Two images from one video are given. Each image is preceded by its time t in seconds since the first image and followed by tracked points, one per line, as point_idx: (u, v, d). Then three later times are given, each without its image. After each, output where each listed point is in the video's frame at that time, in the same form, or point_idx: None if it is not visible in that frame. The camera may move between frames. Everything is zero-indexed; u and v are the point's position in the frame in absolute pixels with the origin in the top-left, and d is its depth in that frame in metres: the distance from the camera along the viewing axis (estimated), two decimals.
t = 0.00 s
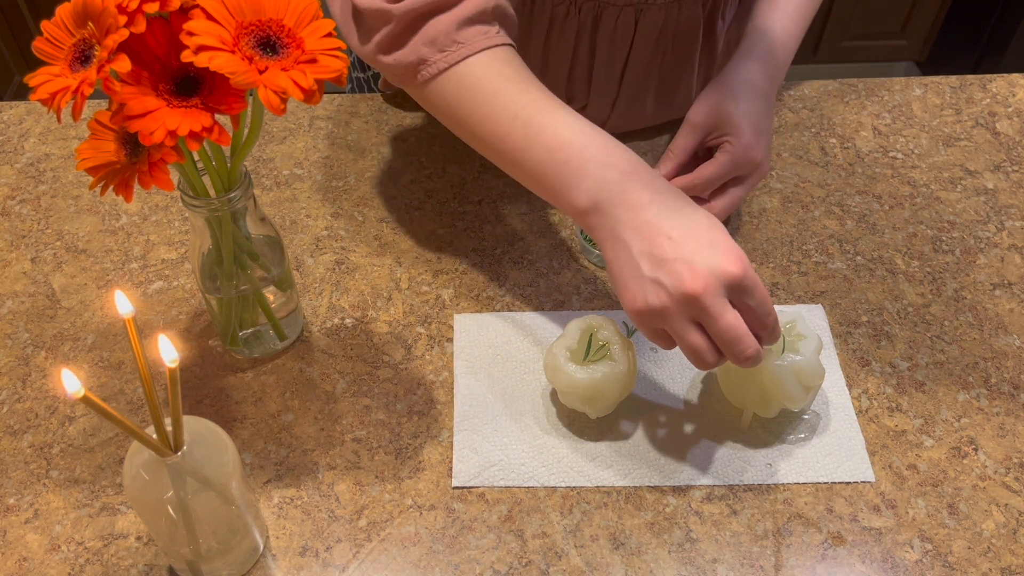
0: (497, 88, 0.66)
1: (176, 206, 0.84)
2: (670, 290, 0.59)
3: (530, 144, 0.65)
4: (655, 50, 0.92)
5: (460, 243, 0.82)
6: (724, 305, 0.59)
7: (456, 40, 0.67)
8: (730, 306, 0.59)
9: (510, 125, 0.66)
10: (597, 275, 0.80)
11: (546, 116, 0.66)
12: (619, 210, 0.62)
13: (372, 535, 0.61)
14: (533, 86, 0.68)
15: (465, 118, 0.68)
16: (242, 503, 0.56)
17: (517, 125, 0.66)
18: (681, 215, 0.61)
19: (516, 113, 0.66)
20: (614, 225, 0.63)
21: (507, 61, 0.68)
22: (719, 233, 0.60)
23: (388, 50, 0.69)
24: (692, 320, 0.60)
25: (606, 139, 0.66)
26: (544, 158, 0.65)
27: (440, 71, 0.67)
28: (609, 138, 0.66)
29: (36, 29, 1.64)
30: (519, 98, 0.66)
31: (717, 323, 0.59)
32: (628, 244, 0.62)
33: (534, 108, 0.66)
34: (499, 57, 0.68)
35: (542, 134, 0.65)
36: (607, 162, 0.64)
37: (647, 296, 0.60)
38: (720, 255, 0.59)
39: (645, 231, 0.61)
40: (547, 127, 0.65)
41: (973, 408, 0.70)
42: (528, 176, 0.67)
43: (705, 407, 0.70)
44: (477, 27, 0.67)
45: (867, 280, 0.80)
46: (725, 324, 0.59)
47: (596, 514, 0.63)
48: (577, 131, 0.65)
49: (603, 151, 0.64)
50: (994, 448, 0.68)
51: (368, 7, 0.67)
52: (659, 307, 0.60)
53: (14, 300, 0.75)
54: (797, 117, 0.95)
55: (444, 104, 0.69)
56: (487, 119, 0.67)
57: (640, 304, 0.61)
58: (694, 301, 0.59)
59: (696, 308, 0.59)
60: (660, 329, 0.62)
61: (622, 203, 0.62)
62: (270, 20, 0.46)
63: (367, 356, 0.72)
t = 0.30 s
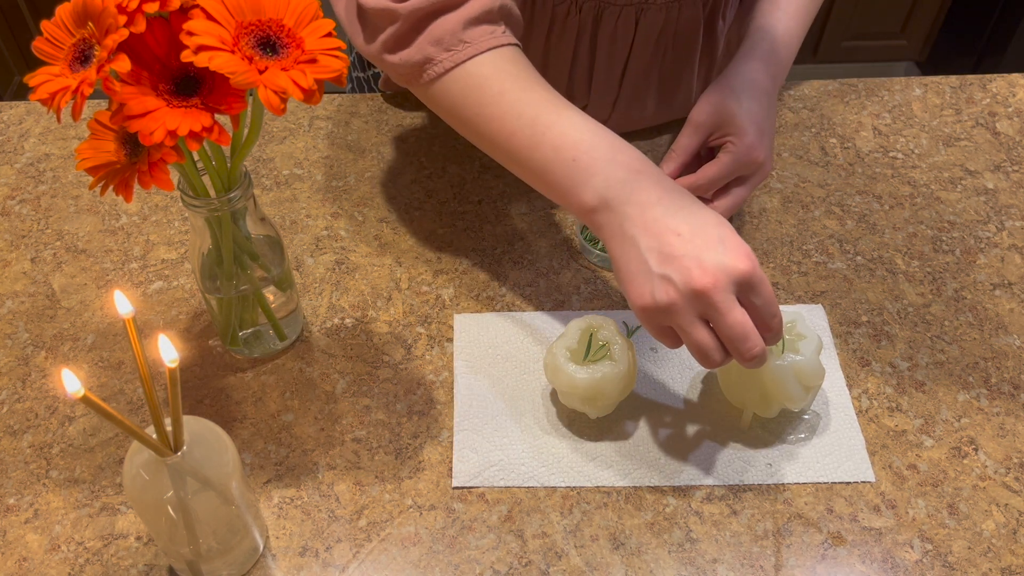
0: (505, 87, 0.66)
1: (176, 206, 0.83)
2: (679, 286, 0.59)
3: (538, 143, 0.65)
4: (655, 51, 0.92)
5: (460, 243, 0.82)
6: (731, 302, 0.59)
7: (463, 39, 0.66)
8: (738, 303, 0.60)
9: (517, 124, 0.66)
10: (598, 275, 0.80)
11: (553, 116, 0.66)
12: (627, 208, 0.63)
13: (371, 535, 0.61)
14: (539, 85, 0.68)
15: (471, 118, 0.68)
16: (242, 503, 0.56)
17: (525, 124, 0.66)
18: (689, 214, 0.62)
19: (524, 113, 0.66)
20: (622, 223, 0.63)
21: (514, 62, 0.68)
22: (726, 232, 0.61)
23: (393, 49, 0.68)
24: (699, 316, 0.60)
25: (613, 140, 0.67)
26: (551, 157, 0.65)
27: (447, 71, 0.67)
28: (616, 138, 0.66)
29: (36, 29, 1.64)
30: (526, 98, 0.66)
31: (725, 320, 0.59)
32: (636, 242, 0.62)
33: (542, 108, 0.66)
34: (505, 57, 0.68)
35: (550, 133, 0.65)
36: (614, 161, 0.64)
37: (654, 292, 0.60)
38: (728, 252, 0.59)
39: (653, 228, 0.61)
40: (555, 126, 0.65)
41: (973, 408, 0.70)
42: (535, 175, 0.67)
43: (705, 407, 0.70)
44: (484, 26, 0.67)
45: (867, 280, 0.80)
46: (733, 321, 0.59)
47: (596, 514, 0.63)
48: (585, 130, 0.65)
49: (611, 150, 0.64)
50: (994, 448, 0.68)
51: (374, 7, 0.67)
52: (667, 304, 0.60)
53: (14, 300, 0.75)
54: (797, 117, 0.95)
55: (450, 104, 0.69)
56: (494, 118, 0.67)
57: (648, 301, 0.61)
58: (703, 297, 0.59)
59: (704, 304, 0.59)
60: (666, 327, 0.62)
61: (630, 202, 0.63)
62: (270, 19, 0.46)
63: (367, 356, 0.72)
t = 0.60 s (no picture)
0: (509, 87, 0.66)
1: (176, 206, 0.84)
2: (679, 285, 0.59)
3: (541, 143, 0.65)
4: (656, 51, 0.92)
5: (460, 243, 0.82)
6: (732, 303, 0.59)
7: (467, 40, 0.66)
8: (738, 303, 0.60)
9: (521, 125, 0.66)
10: (598, 275, 0.80)
11: (556, 116, 0.66)
12: (629, 209, 0.63)
13: (371, 535, 0.61)
14: (543, 86, 0.68)
15: (475, 118, 0.68)
16: (242, 503, 0.56)
17: (529, 125, 0.66)
18: (691, 214, 0.62)
19: (527, 114, 0.66)
20: (624, 224, 0.63)
21: (518, 62, 0.68)
22: (728, 233, 0.61)
23: (397, 50, 0.68)
24: (699, 316, 0.60)
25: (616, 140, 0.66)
26: (554, 157, 0.65)
27: (452, 72, 0.67)
28: (619, 138, 0.66)
29: (36, 29, 1.64)
30: (530, 98, 0.66)
31: (723, 320, 0.59)
32: (637, 242, 0.62)
33: (545, 108, 0.66)
34: (509, 57, 0.67)
35: (553, 134, 0.65)
36: (617, 162, 0.64)
37: (654, 292, 0.61)
38: (729, 253, 0.59)
39: (655, 229, 0.61)
40: (558, 127, 0.65)
41: (973, 408, 0.70)
42: (538, 175, 0.67)
43: (705, 407, 0.70)
44: (488, 27, 0.67)
45: (867, 280, 0.80)
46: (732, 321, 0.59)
47: (596, 514, 0.63)
48: (587, 131, 0.65)
49: (614, 151, 0.65)
50: (994, 448, 0.68)
51: (380, 7, 0.67)
52: (667, 304, 0.60)
53: (14, 300, 0.75)
54: (797, 117, 0.95)
55: (453, 104, 0.69)
56: (498, 119, 0.67)
57: (648, 300, 0.61)
58: (702, 296, 0.59)
59: (704, 304, 0.59)
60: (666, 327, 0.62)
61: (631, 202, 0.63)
62: (270, 19, 0.46)
63: (367, 356, 0.72)
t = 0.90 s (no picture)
0: (485, 67, 0.67)
1: (176, 206, 0.83)
2: (642, 259, 0.59)
3: (513, 121, 0.66)
4: (656, 52, 0.92)
5: (460, 243, 0.82)
6: (695, 277, 0.58)
7: (447, 24, 0.68)
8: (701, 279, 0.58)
9: (495, 104, 0.67)
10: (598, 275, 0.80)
11: (528, 94, 0.66)
12: (595, 184, 0.62)
13: (371, 535, 0.61)
14: (521, 68, 0.68)
15: (454, 100, 0.69)
16: (242, 503, 0.56)
17: (502, 103, 0.66)
18: (657, 191, 0.61)
19: (501, 93, 0.67)
20: (591, 201, 0.62)
21: (499, 46, 0.69)
22: (694, 210, 0.60)
23: (382, 35, 0.71)
24: (662, 291, 0.59)
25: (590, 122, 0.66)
26: (525, 135, 0.65)
27: (432, 55, 0.69)
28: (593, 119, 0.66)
29: (36, 30, 1.64)
30: (505, 78, 0.67)
31: (686, 295, 0.58)
32: (603, 218, 0.61)
33: (518, 87, 0.66)
34: (490, 41, 0.69)
35: (524, 111, 0.65)
36: (586, 139, 0.64)
37: (619, 267, 0.60)
38: (693, 228, 0.59)
39: (620, 204, 0.61)
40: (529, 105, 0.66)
41: (973, 408, 0.70)
42: (512, 155, 0.67)
43: (705, 407, 0.70)
44: (469, 13, 0.69)
45: (867, 280, 0.80)
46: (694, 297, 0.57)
47: (597, 514, 0.63)
48: (559, 108, 0.65)
49: (585, 129, 0.64)
50: (994, 448, 0.68)
51: None
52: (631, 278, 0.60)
53: (14, 300, 0.75)
54: (797, 116, 0.95)
55: (435, 86, 0.70)
56: (474, 99, 0.68)
57: (614, 276, 0.61)
58: (664, 269, 0.58)
59: (666, 277, 0.58)
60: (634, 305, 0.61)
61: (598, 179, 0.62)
62: (270, 20, 0.46)
63: (367, 356, 0.72)
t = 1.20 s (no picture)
0: (484, 69, 0.67)
1: (176, 206, 0.84)
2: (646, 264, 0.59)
3: (514, 125, 0.66)
4: (656, 52, 0.92)
5: (460, 243, 0.82)
6: (699, 282, 0.58)
7: (446, 24, 0.68)
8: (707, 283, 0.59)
9: (494, 108, 0.67)
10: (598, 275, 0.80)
11: (529, 98, 0.66)
12: (598, 190, 0.63)
13: (371, 535, 0.61)
14: (519, 70, 0.68)
15: (453, 101, 0.69)
16: (242, 503, 0.56)
17: (502, 107, 0.66)
18: (658, 196, 0.62)
19: (500, 96, 0.67)
20: (593, 205, 0.63)
21: (497, 47, 0.69)
22: (695, 215, 0.61)
23: (382, 35, 0.70)
24: (668, 295, 0.59)
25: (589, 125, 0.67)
26: (526, 139, 0.65)
27: (431, 55, 0.68)
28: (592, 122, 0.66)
29: (36, 29, 1.64)
30: (504, 80, 0.67)
31: (692, 300, 0.58)
32: (606, 223, 0.62)
33: (519, 90, 0.66)
34: (488, 42, 0.68)
35: (525, 115, 0.65)
36: (588, 143, 0.64)
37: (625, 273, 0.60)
38: (695, 234, 0.59)
39: (622, 209, 0.61)
40: (530, 108, 0.66)
41: (973, 408, 0.70)
42: (511, 157, 0.67)
43: (705, 407, 0.70)
44: (467, 13, 0.69)
45: (867, 280, 0.80)
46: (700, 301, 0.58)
47: (596, 514, 0.63)
48: (560, 112, 0.66)
49: (585, 133, 0.65)
50: (994, 448, 0.68)
51: None
52: (636, 283, 0.60)
53: (14, 300, 0.75)
54: (797, 116, 0.95)
55: (433, 88, 0.70)
56: (474, 102, 0.68)
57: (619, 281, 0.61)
58: (669, 275, 0.58)
59: (671, 282, 0.59)
60: (636, 310, 0.61)
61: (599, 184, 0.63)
62: (270, 20, 0.46)
63: (367, 356, 0.72)
